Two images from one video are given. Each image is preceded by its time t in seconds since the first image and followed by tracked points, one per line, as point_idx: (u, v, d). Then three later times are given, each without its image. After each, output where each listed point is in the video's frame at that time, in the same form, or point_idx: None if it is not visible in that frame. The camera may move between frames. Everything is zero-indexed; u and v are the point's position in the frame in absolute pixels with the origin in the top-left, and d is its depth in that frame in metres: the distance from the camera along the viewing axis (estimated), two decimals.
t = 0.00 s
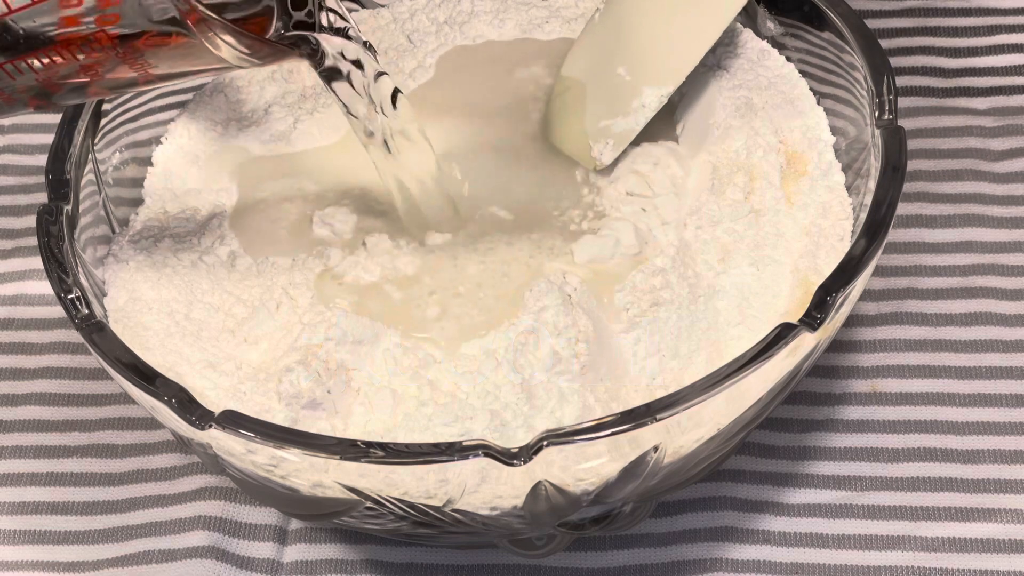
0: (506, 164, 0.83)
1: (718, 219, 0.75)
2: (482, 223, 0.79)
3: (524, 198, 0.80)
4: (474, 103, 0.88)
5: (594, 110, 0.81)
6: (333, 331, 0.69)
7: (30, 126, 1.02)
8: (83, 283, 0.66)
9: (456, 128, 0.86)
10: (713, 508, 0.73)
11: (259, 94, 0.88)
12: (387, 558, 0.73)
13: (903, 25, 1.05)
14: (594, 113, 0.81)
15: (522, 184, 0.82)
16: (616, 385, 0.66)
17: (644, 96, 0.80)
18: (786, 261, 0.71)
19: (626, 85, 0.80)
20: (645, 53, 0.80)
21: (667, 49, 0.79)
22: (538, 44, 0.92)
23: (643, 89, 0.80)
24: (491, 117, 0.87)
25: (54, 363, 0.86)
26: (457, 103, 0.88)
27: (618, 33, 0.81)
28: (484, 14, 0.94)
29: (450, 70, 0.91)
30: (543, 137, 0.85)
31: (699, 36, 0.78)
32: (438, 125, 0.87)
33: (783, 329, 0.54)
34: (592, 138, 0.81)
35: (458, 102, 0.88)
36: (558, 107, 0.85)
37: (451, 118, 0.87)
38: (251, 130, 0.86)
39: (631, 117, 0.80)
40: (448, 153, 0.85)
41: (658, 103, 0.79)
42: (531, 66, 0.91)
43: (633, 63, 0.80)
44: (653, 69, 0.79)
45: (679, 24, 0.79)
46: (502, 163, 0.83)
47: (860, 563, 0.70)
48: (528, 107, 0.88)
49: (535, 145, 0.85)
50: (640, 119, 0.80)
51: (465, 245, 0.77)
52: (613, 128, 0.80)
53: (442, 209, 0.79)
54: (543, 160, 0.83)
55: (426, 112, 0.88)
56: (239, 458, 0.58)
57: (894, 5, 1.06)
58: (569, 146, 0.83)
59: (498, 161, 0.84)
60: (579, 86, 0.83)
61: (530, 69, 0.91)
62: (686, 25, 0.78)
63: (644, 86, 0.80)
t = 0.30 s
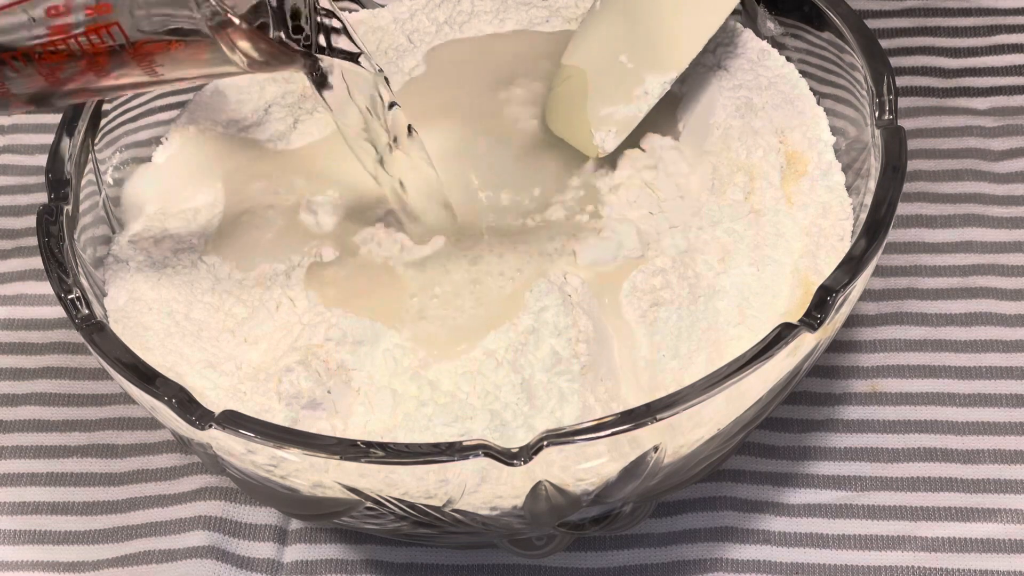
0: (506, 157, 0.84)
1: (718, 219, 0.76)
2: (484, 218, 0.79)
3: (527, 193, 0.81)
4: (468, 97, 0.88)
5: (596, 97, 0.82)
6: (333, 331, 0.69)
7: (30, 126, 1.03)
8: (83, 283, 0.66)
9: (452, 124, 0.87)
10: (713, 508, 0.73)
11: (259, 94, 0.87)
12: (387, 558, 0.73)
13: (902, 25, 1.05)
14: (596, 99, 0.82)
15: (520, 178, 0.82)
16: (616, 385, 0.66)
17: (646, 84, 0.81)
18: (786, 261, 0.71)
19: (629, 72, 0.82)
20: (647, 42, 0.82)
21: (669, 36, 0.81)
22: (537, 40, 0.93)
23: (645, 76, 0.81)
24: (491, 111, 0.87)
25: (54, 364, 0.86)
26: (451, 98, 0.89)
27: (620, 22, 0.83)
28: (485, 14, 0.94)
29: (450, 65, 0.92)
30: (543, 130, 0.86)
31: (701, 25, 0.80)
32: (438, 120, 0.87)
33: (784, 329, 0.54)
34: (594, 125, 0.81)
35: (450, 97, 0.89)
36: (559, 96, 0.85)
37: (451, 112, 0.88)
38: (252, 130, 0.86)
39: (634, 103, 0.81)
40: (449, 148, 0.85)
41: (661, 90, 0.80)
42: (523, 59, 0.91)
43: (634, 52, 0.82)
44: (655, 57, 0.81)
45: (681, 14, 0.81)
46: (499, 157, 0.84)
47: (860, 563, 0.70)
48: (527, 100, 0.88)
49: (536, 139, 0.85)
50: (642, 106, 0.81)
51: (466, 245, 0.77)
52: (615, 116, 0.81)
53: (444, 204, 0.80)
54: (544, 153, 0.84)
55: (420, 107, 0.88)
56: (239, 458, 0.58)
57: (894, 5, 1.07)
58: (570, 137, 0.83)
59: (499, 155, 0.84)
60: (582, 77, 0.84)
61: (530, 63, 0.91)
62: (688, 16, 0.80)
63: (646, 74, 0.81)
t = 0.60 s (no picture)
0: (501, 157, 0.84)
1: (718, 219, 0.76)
2: (481, 215, 0.80)
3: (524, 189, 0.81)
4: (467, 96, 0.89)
5: (592, 107, 0.83)
6: (333, 331, 0.69)
7: (30, 126, 1.03)
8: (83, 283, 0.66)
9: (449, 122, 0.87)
10: (712, 508, 0.73)
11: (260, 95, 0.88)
12: (387, 558, 0.73)
13: (902, 25, 1.05)
14: (592, 110, 0.82)
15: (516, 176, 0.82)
16: (615, 385, 0.66)
17: (642, 97, 0.80)
18: (787, 261, 0.71)
19: (625, 85, 0.81)
20: (644, 55, 0.80)
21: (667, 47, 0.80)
22: (537, 35, 0.93)
23: (642, 89, 0.80)
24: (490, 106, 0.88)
25: (54, 363, 0.86)
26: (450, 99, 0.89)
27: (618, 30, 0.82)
28: (485, 14, 0.95)
29: (450, 63, 0.92)
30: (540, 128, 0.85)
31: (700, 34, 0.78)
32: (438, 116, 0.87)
33: (784, 329, 0.54)
34: (591, 135, 0.82)
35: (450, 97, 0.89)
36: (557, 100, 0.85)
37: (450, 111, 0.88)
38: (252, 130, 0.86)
39: (631, 116, 0.81)
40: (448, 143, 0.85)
41: (658, 103, 0.80)
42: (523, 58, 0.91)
43: (631, 63, 0.81)
44: (653, 68, 0.80)
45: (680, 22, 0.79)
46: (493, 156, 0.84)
47: (860, 563, 0.70)
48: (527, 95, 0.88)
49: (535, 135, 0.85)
50: (638, 119, 0.81)
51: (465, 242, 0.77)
52: (612, 128, 0.81)
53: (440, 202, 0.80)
54: (541, 148, 0.84)
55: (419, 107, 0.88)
56: (239, 458, 0.58)
57: (894, 5, 1.07)
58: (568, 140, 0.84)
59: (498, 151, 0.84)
60: (580, 83, 0.84)
61: (529, 58, 0.91)
62: (688, 25, 0.79)
63: (643, 86, 0.81)
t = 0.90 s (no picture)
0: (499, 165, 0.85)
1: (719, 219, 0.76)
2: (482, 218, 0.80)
3: (518, 190, 0.83)
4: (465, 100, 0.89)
5: (581, 99, 0.82)
6: (333, 331, 0.69)
7: (31, 126, 1.03)
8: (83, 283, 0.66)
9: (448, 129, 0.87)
10: (713, 508, 0.73)
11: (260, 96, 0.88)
12: (387, 558, 0.72)
13: (902, 25, 1.05)
14: (580, 104, 0.82)
15: (515, 184, 0.83)
16: (615, 385, 0.66)
17: (631, 91, 0.80)
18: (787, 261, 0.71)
19: (614, 78, 0.81)
20: (633, 48, 0.80)
21: (660, 43, 0.79)
22: (537, 36, 0.93)
23: (630, 83, 0.80)
24: (485, 108, 0.89)
25: (54, 363, 0.86)
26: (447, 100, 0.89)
27: (612, 22, 0.81)
28: (485, 14, 0.94)
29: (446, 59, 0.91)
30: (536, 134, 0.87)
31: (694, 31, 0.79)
32: (433, 112, 0.88)
33: (784, 329, 0.54)
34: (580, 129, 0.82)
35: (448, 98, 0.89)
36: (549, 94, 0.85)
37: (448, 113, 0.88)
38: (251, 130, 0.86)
39: (619, 109, 0.80)
40: (444, 144, 0.86)
41: (647, 96, 0.79)
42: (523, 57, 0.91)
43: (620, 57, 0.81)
44: (642, 62, 0.80)
45: (674, 19, 0.79)
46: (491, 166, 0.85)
47: (860, 563, 0.70)
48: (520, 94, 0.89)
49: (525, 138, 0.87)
50: (625, 112, 0.80)
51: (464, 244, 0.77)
52: (600, 121, 0.81)
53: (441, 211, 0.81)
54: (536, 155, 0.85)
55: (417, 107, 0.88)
56: (239, 458, 0.58)
57: (894, 5, 1.07)
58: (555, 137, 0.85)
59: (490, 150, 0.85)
60: (567, 78, 0.83)
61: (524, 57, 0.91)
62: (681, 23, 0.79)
63: (633, 80, 0.80)
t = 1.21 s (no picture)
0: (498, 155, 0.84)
1: (719, 219, 0.76)
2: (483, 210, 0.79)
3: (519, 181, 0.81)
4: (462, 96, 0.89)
5: (581, 97, 0.83)
6: (332, 331, 0.69)
7: (31, 126, 1.03)
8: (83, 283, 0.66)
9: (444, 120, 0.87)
10: (713, 508, 0.73)
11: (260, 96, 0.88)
12: (387, 558, 0.72)
13: (902, 25, 1.05)
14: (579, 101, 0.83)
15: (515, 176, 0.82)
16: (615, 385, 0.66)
17: (631, 88, 0.82)
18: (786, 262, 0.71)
19: (613, 76, 0.83)
20: (634, 47, 0.83)
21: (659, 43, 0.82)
22: (536, 36, 0.93)
23: (630, 81, 0.82)
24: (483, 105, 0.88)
25: (54, 363, 0.86)
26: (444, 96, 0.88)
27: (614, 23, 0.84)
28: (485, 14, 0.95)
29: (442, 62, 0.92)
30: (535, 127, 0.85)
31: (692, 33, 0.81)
32: (430, 111, 0.88)
33: (784, 329, 0.54)
34: (578, 126, 0.82)
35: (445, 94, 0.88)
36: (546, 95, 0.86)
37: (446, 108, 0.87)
38: (251, 130, 0.86)
39: (619, 106, 0.82)
40: (441, 138, 0.85)
41: (647, 93, 0.81)
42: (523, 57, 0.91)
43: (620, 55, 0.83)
44: (642, 61, 0.82)
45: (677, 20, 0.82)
46: (490, 154, 0.84)
47: (860, 563, 0.70)
48: (517, 96, 0.88)
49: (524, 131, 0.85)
50: (626, 109, 0.81)
51: (464, 238, 0.77)
52: (600, 117, 0.82)
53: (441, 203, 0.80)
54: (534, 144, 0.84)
55: (414, 105, 0.88)
56: (239, 458, 0.58)
57: (894, 5, 1.07)
58: (554, 136, 0.84)
59: (489, 145, 0.84)
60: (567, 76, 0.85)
61: (521, 60, 0.91)
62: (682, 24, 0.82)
63: (631, 78, 0.82)
